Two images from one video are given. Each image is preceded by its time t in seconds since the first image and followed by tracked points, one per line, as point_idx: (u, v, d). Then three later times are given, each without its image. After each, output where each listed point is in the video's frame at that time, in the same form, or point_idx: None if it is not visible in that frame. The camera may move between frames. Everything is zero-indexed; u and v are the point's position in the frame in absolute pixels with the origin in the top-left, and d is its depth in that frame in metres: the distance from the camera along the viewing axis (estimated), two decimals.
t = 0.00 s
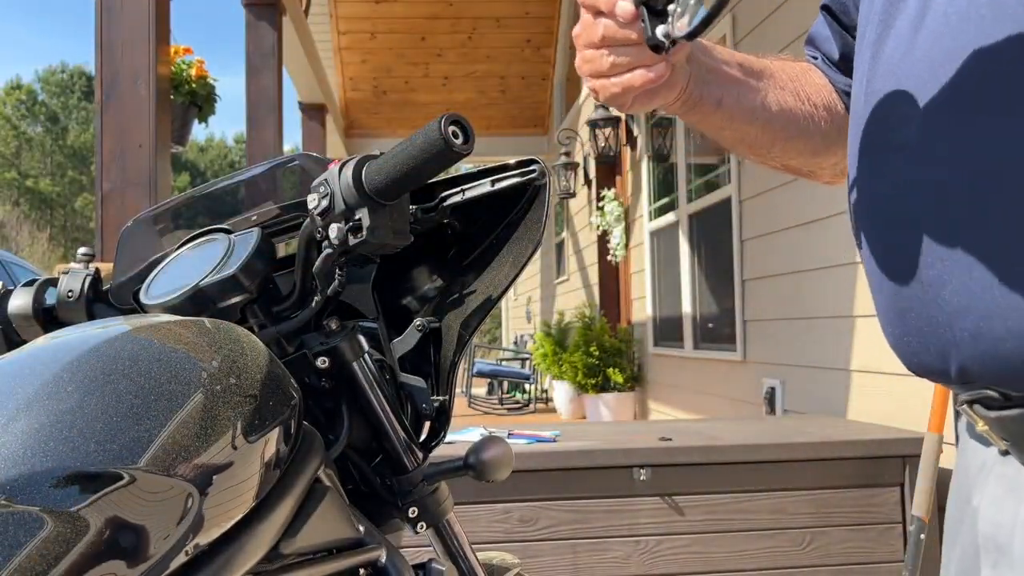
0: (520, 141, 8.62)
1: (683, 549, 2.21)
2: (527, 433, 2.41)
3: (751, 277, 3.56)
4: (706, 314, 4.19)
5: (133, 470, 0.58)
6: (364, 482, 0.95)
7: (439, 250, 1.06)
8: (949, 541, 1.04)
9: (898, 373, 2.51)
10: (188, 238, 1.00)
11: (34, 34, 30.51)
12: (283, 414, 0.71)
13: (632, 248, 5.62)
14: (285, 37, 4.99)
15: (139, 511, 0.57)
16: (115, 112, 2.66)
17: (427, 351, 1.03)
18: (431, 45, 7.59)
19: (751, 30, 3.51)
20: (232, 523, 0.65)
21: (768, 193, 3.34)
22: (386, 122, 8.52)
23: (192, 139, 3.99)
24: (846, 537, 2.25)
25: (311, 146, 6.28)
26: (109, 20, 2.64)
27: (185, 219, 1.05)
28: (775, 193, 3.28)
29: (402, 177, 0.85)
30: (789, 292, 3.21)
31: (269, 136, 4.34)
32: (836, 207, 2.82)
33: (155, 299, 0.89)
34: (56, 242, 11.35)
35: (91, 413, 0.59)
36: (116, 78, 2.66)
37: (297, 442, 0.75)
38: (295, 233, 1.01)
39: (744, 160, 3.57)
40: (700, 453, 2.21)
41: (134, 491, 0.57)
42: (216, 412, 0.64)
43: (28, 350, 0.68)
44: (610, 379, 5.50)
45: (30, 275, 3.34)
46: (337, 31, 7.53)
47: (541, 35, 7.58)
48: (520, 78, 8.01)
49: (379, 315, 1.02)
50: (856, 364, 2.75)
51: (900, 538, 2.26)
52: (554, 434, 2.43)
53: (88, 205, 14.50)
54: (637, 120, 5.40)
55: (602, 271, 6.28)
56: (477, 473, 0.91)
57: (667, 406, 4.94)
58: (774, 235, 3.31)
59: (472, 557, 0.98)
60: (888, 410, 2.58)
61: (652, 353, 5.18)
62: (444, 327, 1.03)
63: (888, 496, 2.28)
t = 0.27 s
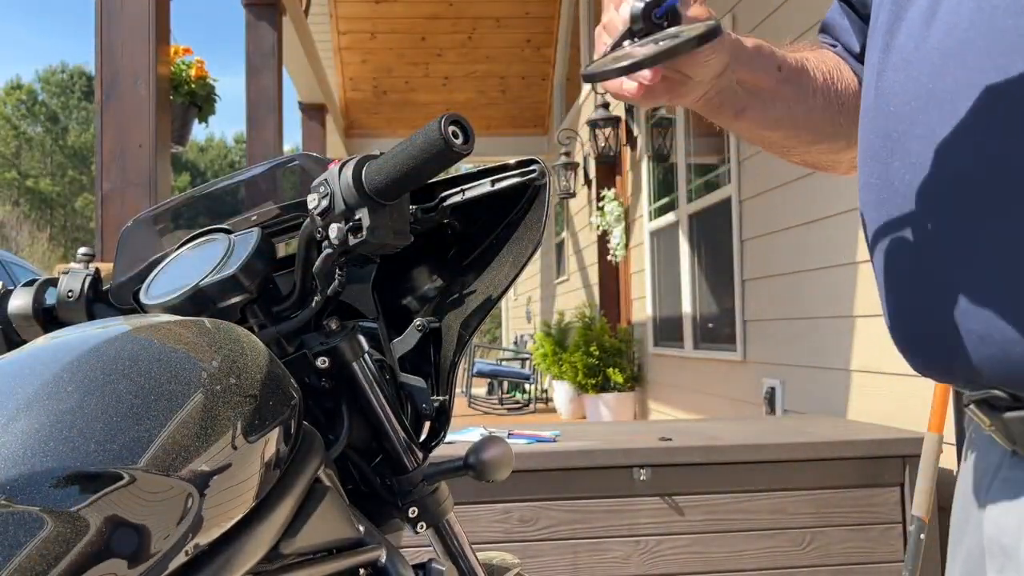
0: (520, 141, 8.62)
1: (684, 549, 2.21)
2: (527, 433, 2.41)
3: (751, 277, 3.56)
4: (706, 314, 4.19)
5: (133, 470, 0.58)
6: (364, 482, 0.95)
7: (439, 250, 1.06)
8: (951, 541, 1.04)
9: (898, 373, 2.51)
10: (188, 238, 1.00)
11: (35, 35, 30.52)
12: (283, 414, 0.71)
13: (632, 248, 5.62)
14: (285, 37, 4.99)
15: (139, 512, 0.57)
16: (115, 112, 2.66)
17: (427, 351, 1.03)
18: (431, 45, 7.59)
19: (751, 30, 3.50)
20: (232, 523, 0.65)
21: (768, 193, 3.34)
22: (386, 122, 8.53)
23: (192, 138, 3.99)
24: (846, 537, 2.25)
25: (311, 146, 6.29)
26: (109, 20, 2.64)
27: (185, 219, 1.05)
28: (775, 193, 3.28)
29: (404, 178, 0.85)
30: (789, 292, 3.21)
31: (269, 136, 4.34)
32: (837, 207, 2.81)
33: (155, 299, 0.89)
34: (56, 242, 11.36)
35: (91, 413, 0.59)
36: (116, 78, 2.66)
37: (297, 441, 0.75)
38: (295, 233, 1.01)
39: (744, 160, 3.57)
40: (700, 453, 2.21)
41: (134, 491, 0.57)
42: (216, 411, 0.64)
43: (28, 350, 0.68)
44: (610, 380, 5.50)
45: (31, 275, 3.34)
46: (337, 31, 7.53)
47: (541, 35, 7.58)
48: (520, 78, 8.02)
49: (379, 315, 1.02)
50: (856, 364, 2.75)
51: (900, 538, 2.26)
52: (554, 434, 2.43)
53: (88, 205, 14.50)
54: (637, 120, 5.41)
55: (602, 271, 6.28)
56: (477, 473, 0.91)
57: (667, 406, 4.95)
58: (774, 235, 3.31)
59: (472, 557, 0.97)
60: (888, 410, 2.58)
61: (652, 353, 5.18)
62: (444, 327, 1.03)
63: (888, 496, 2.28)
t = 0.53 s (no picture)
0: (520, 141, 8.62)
1: (684, 549, 2.20)
2: (528, 433, 2.41)
3: (751, 277, 3.56)
4: (706, 314, 4.19)
5: (133, 470, 0.57)
6: (364, 482, 0.95)
7: (439, 250, 1.06)
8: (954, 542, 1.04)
9: (898, 373, 2.51)
10: (188, 239, 1.00)
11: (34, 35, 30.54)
12: (283, 414, 0.71)
13: (632, 248, 5.62)
14: (285, 37, 5.00)
15: (139, 512, 0.57)
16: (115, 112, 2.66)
17: (428, 351, 1.03)
18: (431, 45, 7.59)
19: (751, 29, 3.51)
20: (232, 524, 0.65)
21: (769, 193, 3.35)
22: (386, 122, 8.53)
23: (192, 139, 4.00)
24: (846, 537, 2.25)
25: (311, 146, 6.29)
26: (109, 21, 2.65)
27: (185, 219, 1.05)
28: (775, 193, 3.28)
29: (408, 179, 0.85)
30: (789, 292, 3.21)
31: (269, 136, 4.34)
32: (837, 207, 2.82)
33: (155, 299, 0.89)
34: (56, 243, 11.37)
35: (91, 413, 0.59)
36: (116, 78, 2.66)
37: (297, 441, 0.75)
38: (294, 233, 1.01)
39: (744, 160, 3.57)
40: (700, 453, 2.21)
41: (134, 491, 0.57)
42: (215, 412, 0.64)
43: (28, 350, 0.68)
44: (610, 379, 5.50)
45: (31, 276, 3.35)
46: (337, 31, 7.53)
47: (541, 35, 7.58)
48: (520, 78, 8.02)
49: (379, 316, 1.01)
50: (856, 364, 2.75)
51: (900, 538, 2.26)
52: (555, 434, 2.43)
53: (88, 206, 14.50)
54: (637, 120, 5.41)
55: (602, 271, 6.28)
56: (477, 473, 0.91)
57: (667, 406, 4.94)
58: (774, 234, 3.31)
59: (473, 557, 0.97)
60: (888, 410, 2.58)
61: (652, 353, 5.18)
62: (444, 327, 1.03)
63: (889, 496, 2.28)
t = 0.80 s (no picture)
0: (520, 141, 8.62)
1: (684, 549, 2.20)
2: (528, 434, 2.41)
3: (751, 277, 3.56)
4: (706, 314, 4.19)
5: (133, 470, 0.57)
6: (364, 482, 0.95)
7: (439, 250, 1.06)
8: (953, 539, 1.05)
9: (897, 373, 2.51)
10: (188, 238, 1.00)
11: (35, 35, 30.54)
12: (283, 414, 0.71)
13: (632, 248, 5.62)
14: (285, 37, 5.00)
15: (137, 513, 0.57)
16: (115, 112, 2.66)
17: (427, 351, 1.03)
18: (431, 45, 7.59)
19: (751, 29, 3.51)
20: (232, 524, 0.65)
21: (769, 192, 3.35)
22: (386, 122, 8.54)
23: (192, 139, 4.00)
24: (845, 537, 2.25)
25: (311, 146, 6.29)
26: (108, 21, 2.65)
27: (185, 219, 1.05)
28: (775, 193, 3.28)
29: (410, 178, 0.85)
30: (789, 292, 3.21)
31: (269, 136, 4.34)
32: (837, 207, 2.82)
33: (155, 299, 0.89)
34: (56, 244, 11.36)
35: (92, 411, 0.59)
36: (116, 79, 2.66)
37: (297, 441, 0.75)
38: (294, 233, 1.01)
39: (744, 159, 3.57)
40: (700, 453, 2.21)
41: (134, 491, 0.57)
42: (216, 412, 0.64)
43: (27, 350, 0.68)
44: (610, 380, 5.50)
45: (32, 276, 3.35)
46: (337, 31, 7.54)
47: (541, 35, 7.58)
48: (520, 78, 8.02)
49: (379, 316, 1.01)
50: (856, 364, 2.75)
51: (900, 538, 2.26)
52: (554, 434, 2.43)
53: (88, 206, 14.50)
54: (637, 120, 5.41)
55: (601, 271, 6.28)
56: (477, 473, 0.90)
57: (667, 406, 4.95)
58: (774, 234, 3.31)
59: (473, 557, 0.97)
60: (887, 409, 2.58)
61: (652, 353, 5.18)
62: (444, 327, 1.03)
63: (889, 496, 2.28)
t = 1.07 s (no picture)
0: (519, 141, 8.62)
1: (684, 549, 2.20)
2: (528, 434, 2.41)
3: (751, 277, 3.56)
4: (706, 315, 4.19)
5: (133, 470, 0.57)
6: (364, 482, 0.95)
7: (439, 250, 1.06)
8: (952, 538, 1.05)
9: (897, 373, 2.51)
10: (188, 239, 1.00)
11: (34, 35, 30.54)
12: (284, 414, 0.71)
13: (632, 248, 5.62)
14: (285, 37, 5.00)
15: (138, 514, 0.57)
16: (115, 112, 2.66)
17: (427, 351, 1.04)
18: (431, 45, 7.59)
19: (751, 29, 3.51)
20: (232, 524, 0.65)
21: (769, 192, 3.35)
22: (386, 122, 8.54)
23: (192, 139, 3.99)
24: (845, 537, 2.25)
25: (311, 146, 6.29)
26: (108, 20, 2.65)
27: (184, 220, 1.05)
28: (775, 193, 3.28)
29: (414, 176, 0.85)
30: (789, 292, 3.21)
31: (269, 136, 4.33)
32: (837, 206, 2.82)
33: (155, 299, 0.89)
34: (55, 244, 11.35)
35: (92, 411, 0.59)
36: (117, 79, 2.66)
37: (297, 441, 0.75)
38: (294, 233, 1.01)
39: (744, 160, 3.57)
40: (700, 453, 2.21)
41: (134, 491, 0.57)
42: (216, 412, 0.64)
43: (27, 350, 0.68)
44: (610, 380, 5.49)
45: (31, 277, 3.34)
46: (337, 31, 7.54)
47: (541, 35, 7.58)
48: (520, 78, 8.02)
49: (379, 315, 1.01)
50: (856, 364, 2.75)
51: (900, 538, 2.26)
52: (555, 434, 2.43)
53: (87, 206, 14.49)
54: (637, 120, 5.41)
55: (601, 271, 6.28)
56: (478, 473, 0.90)
57: (667, 406, 4.94)
58: (774, 234, 3.31)
59: (473, 557, 0.97)
60: (887, 409, 2.58)
61: (652, 353, 5.18)
62: (444, 326, 1.03)
63: (889, 496, 2.28)
